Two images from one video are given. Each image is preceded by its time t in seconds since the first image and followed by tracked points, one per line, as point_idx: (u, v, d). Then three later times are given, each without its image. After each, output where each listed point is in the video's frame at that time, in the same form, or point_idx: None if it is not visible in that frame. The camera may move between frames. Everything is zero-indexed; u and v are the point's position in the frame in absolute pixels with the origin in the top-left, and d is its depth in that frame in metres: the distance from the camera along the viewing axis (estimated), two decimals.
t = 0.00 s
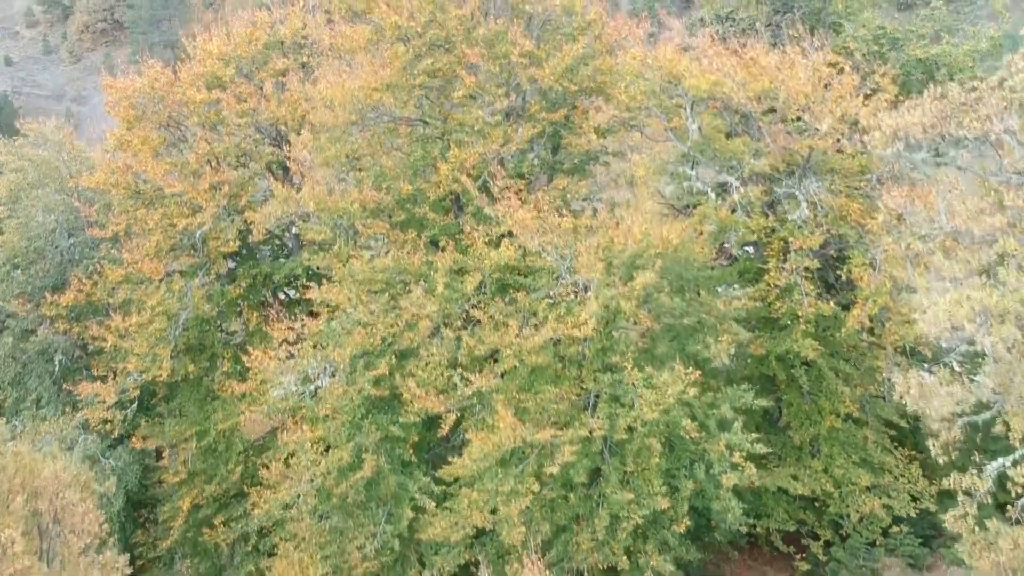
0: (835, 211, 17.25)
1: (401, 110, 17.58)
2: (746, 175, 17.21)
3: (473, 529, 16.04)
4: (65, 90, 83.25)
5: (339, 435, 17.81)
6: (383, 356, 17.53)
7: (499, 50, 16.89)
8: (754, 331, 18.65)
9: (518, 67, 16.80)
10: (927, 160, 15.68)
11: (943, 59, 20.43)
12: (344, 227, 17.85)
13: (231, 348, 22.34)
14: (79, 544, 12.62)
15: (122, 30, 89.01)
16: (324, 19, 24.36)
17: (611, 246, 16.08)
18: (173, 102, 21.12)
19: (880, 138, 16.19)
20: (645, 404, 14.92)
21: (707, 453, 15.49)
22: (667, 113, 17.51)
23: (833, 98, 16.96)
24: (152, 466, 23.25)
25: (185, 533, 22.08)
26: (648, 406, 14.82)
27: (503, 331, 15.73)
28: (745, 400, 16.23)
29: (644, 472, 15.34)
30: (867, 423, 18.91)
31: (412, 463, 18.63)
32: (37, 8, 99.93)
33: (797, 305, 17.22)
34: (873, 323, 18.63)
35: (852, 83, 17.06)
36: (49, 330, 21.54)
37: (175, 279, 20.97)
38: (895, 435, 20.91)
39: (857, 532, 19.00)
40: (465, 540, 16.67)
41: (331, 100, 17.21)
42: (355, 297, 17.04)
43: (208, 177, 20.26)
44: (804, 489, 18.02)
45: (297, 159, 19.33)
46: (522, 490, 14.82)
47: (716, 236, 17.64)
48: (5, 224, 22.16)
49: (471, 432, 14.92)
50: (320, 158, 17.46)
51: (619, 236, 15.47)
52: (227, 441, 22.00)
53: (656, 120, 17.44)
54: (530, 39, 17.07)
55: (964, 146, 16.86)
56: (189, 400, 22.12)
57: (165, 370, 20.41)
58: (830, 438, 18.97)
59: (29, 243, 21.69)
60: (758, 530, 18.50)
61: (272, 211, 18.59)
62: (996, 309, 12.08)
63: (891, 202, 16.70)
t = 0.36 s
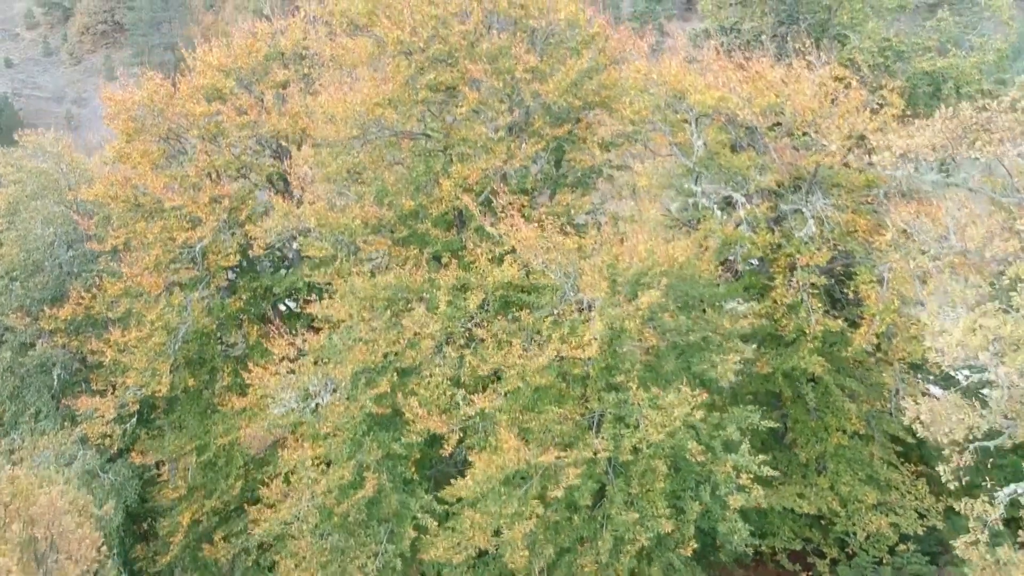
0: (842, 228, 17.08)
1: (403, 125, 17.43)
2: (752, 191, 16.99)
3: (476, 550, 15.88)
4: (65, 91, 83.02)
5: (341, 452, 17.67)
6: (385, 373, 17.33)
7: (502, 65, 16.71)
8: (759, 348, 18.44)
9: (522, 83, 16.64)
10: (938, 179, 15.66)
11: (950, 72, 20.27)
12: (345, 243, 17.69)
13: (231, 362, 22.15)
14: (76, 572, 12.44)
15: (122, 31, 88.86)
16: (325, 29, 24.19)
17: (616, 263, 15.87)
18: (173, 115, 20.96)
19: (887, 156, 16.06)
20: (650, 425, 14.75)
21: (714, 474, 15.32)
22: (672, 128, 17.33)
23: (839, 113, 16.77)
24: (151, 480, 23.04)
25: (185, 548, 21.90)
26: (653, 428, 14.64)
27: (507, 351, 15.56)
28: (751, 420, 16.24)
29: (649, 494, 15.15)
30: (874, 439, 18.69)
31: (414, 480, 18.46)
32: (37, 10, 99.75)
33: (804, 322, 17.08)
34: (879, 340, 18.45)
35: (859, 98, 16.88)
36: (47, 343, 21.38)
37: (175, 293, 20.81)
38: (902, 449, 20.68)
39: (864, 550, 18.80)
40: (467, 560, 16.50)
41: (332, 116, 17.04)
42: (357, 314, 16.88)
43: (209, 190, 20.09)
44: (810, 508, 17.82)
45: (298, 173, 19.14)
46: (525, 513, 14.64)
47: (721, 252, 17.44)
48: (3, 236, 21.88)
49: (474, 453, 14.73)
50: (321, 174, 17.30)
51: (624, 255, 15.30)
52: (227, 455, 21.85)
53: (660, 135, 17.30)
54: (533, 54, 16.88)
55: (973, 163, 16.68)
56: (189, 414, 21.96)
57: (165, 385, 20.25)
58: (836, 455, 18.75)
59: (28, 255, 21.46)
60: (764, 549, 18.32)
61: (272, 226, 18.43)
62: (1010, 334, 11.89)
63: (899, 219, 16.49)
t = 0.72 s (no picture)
0: (850, 244, 16.75)
1: (405, 140, 17.20)
2: (759, 207, 16.73)
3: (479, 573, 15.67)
4: (65, 93, 82.76)
5: (342, 471, 17.46)
6: (387, 392, 17.10)
7: (505, 80, 16.47)
8: (766, 364, 18.19)
9: (525, 98, 16.41)
10: (951, 200, 15.49)
11: (959, 84, 20.04)
12: (346, 259, 17.46)
13: (230, 376, 21.92)
14: None
15: (123, 33, 88.76)
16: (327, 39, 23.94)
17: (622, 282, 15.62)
18: (172, 127, 20.75)
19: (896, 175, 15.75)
20: (657, 448, 14.54)
21: (720, 497, 15.11)
22: (678, 143, 17.07)
23: (848, 128, 16.53)
24: (151, 493, 22.70)
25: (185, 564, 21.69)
26: (660, 451, 14.43)
27: (511, 371, 15.34)
28: (758, 440, 16.04)
29: (655, 518, 14.94)
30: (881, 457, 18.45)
31: (416, 499, 18.24)
32: (37, 11, 99.52)
33: (811, 340, 16.85)
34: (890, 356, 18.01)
35: (868, 113, 16.65)
36: (45, 358, 21.17)
37: (174, 307, 20.60)
38: (909, 465, 20.43)
39: (871, 569, 18.57)
40: None
41: (333, 131, 16.82)
42: (359, 333, 16.67)
43: (208, 204, 19.86)
44: (817, 529, 17.61)
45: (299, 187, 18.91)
46: (529, 538, 14.43)
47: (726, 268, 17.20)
48: None
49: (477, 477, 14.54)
50: (322, 191, 17.08)
51: (630, 274, 15.07)
52: (227, 470, 21.63)
53: (666, 150, 17.14)
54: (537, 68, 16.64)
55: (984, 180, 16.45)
56: (188, 429, 21.74)
57: (163, 400, 20.03)
58: (843, 473, 18.51)
59: (26, 269, 21.15)
60: (770, 569, 18.11)
61: (273, 242, 18.21)
62: None
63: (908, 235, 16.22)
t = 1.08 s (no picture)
0: (861, 262, 16.46)
1: (407, 157, 16.92)
2: (767, 224, 16.45)
3: None
4: (66, 94, 82.49)
5: (344, 491, 17.20)
6: (389, 412, 16.82)
7: (510, 95, 16.24)
8: (774, 383, 17.91)
9: (530, 115, 16.16)
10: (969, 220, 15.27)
11: (969, 97, 19.79)
12: (348, 277, 17.20)
13: (230, 391, 21.66)
14: None
15: (123, 35, 88.51)
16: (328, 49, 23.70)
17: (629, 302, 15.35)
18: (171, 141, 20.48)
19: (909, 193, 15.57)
20: (665, 473, 14.27)
21: (729, 522, 14.84)
22: (685, 159, 16.83)
23: (858, 144, 16.26)
24: (149, 510, 22.43)
25: None
26: (668, 476, 14.15)
27: (515, 393, 15.07)
28: (767, 462, 15.78)
29: (662, 543, 14.66)
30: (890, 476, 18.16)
31: (418, 519, 17.97)
32: (37, 12, 99.31)
33: (821, 359, 16.57)
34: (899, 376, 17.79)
35: (879, 130, 16.39)
36: (43, 374, 20.90)
37: (173, 323, 20.33)
38: (918, 482, 20.15)
39: None
40: None
41: (335, 147, 16.56)
42: (361, 352, 16.41)
43: (208, 219, 19.58)
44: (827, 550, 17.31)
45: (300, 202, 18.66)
46: (535, 564, 14.15)
47: (735, 286, 16.91)
48: None
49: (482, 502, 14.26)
50: (324, 208, 16.82)
51: (637, 295, 14.80)
52: (227, 487, 21.36)
53: (673, 166, 16.85)
54: (542, 84, 16.41)
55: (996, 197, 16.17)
56: (188, 445, 21.45)
57: (162, 418, 19.76)
58: (852, 493, 18.22)
59: (23, 284, 20.87)
60: None
61: (274, 258, 17.96)
62: None
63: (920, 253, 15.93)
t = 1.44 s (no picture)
0: (870, 281, 16.22)
1: (409, 174, 16.68)
2: (775, 242, 16.20)
3: None
4: (65, 96, 82.15)
5: (345, 513, 16.92)
6: (391, 433, 16.56)
7: (514, 112, 16.02)
8: (781, 403, 17.65)
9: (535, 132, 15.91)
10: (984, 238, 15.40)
11: (977, 110, 19.55)
12: (350, 295, 16.95)
13: (231, 407, 21.41)
14: None
15: (123, 36, 88.22)
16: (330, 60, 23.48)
17: (636, 322, 15.10)
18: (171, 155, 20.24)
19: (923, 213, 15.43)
20: (673, 498, 14.00)
21: (738, 547, 14.55)
22: (692, 176, 16.59)
23: (868, 161, 16.02)
24: (147, 527, 22.12)
25: None
26: (676, 501, 13.88)
27: (520, 416, 14.81)
28: (775, 484, 15.50)
29: (670, 569, 14.37)
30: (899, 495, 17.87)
31: (420, 541, 17.66)
32: (37, 14, 99.02)
33: (830, 379, 16.32)
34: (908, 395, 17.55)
35: (889, 146, 16.15)
36: (40, 390, 20.64)
37: (172, 339, 20.07)
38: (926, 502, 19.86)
39: None
40: None
41: (336, 164, 16.32)
42: (362, 373, 16.15)
43: (208, 234, 19.33)
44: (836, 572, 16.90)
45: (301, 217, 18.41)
46: None
47: (742, 304, 16.65)
48: None
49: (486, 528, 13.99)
50: (325, 225, 16.56)
51: (644, 316, 14.57)
52: (227, 504, 21.07)
53: (679, 183, 16.60)
54: (547, 100, 16.19)
55: (1008, 215, 15.93)
56: (187, 462, 21.18)
57: (161, 435, 19.50)
58: (861, 513, 17.91)
59: (21, 298, 20.65)
60: None
61: (274, 275, 17.71)
62: None
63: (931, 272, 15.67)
